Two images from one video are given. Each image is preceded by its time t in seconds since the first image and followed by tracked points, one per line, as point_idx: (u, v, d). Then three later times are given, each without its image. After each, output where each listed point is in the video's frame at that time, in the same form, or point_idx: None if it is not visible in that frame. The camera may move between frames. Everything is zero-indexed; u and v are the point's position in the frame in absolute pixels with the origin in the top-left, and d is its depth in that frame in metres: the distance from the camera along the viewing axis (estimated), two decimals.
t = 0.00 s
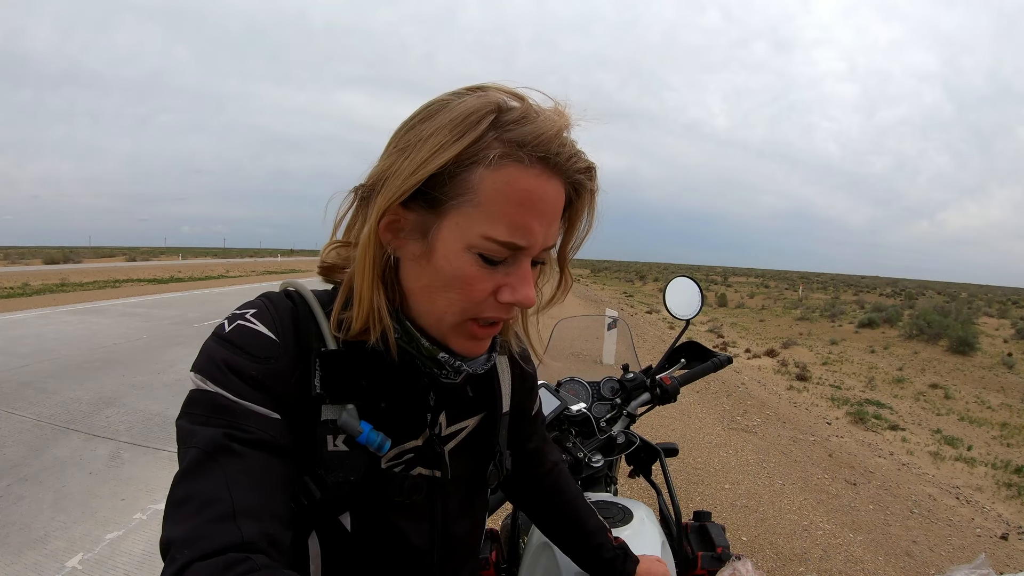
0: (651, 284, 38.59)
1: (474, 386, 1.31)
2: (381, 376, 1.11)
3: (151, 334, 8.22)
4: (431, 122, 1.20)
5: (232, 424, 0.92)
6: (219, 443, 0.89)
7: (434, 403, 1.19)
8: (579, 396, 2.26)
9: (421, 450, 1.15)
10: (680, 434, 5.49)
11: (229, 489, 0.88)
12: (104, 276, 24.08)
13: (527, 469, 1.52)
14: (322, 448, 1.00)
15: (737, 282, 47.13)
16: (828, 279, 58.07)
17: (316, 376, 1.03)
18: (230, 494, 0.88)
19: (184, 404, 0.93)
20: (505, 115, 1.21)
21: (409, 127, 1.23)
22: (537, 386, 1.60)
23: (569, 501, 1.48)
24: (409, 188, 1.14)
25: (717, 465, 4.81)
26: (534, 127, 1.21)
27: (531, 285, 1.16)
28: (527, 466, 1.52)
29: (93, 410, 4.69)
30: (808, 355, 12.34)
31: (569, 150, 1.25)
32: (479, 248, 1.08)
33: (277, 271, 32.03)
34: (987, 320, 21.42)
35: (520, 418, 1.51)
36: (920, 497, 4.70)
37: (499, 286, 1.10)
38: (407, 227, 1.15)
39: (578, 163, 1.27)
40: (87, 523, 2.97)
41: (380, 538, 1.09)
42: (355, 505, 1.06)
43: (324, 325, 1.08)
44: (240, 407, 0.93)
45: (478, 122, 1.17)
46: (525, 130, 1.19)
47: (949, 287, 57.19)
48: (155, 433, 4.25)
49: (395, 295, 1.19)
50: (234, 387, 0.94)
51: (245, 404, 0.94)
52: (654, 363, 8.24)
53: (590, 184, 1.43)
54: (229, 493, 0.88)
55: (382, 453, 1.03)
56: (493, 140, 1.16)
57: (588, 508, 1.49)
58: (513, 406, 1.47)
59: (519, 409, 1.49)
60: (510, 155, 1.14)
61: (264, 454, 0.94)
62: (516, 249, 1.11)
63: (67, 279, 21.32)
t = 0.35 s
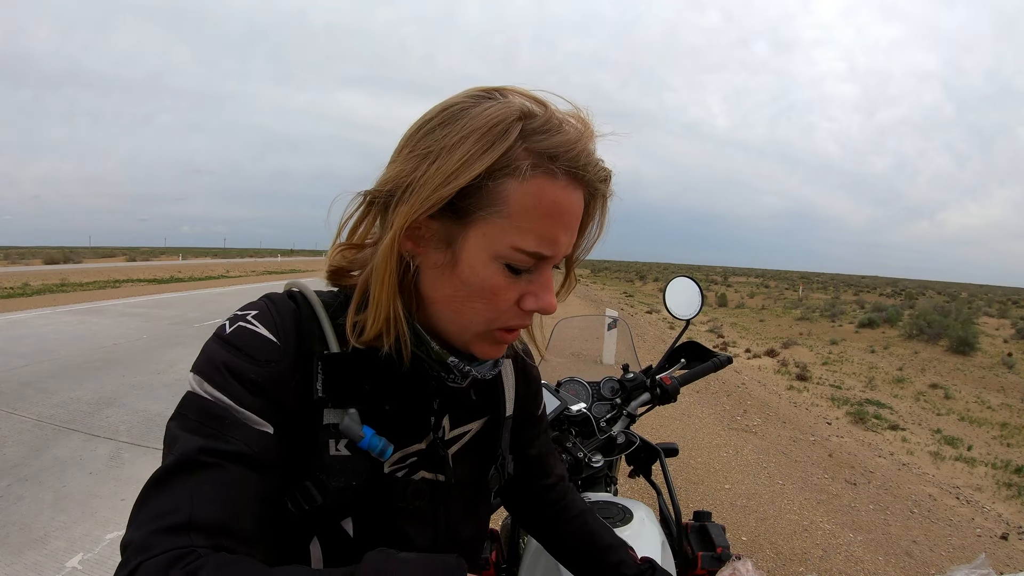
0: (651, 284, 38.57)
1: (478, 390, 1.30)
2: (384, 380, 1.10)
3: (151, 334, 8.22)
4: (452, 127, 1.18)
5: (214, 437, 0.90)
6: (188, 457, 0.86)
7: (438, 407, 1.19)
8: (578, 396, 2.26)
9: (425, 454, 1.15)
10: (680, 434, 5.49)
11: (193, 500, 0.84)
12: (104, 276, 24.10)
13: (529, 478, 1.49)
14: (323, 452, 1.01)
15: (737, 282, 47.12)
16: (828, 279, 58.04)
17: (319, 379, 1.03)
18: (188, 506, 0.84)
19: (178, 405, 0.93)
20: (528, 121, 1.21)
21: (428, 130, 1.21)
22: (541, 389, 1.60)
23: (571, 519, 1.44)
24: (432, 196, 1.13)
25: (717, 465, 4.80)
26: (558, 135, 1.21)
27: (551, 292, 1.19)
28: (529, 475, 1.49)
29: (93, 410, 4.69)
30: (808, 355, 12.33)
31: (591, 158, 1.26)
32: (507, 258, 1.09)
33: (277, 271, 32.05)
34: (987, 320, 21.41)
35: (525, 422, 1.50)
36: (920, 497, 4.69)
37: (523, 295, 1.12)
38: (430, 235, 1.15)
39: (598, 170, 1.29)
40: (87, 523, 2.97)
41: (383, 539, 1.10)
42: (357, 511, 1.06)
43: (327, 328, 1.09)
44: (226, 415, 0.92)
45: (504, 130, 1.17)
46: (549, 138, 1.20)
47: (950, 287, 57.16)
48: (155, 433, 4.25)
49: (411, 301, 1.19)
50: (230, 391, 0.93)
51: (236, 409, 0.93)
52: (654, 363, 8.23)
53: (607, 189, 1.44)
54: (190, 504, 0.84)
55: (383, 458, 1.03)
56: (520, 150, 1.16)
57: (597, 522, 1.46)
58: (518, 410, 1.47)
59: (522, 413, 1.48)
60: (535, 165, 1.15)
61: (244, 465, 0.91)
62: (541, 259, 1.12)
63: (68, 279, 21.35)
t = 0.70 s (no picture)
0: (651, 285, 38.57)
1: (481, 393, 1.30)
2: (382, 379, 1.10)
3: (151, 334, 8.22)
4: (467, 127, 1.18)
5: (193, 449, 0.90)
6: (165, 473, 0.87)
7: (439, 408, 1.19)
8: (579, 396, 2.26)
9: (423, 456, 1.15)
10: (680, 434, 5.48)
11: (165, 517, 0.86)
12: (104, 276, 24.12)
13: (528, 492, 1.48)
14: (315, 450, 1.00)
15: (737, 282, 47.17)
16: (828, 279, 58.02)
17: (311, 376, 1.02)
18: (159, 522, 0.85)
19: (171, 406, 0.95)
20: (543, 123, 1.21)
21: (442, 129, 1.21)
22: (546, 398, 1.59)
23: (567, 536, 1.46)
24: (444, 195, 1.13)
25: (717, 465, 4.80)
26: (572, 137, 1.22)
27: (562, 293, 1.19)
28: (529, 488, 1.49)
29: (94, 410, 4.70)
30: (808, 355, 12.33)
31: (604, 161, 1.27)
32: (520, 259, 1.10)
33: (276, 271, 32.05)
34: (987, 320, 21.39)
35: (528, 432, 1.49)
36: (919, 497, 4.69)
37: (534, 296, 1.12)
38: (441, 235, 1.15)
39: (610, 174, 1.29)
40: (87, 523, 2.97)
41: (376, 542, 1.08)
42: (348, 511, 1.06)
43: (323, 323, 1.08)
44: (208, 422, 0.92)
45: (518, 131, 1.17)
46: (564, 140, 1.20)
47: (950, 287, 57.14)
48: (155, 433, 4.25)
49: (419, 301, 1.19)
50: (219, 390, 0.93)
51: (221, 410, 0.93)
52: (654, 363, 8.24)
53: (617, 192, 1.44)
54: (161, 523, 0.86)
55: (375, 459, 1.03)
56: (536, 152, 1.16)
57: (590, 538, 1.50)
58: (521, 419, 1.45)
59: (528, 420, 1.47)
60: (550, 166, 1.15)
61: (220, 477, 0.91)
62: (553, 261, 1.13)
63: (68, 280, 21.38)
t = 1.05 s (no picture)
0: (651, 285, 38.57)
1: (472, 392, 1.31)
2: (371, 382, 1.09)
3: (151, 334, 8.23)
4: (453, 123, 1.18)
5: (195, 476, 0.92)
6: (174, 503, 0.91)
7: (431, 409, 1.19)
8: (579, 396, 2.26)
9: (418, 457, 1.15)
10: (680, 434, 5.49)
11: (179, 548, 0.90)
12: (104, 276, 24.15)
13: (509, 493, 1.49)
14: (309, 458, 0.99)
15: (737, 282, 47.18)
16: (828, 279, 58.03)
17: (300, 383, 1.01)
18: (175, 554, 0.90)
19: (171, 435, 0.97)
20: (530, 118, 1.21)
21: (427, 125, 1.21)
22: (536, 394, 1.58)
23: (541, 533, 1.49)
24: (431, 192, 1.13)
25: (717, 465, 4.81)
26: (559, 132, 1.22)
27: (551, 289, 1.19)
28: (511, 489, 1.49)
29: (93, 410, 4.70)
30: (808, 355, 12.33)
31: (592, 156, 1.27)
32: (508, 256, 1.10)
33: (277, 271, 32.05)
34: (987, 320, 21.40)
35: (518, 428, 1.49)
36: (919, 497, 4.69)
37: (522, 293, 1.12)
38: (428, 232, 1.14)
39: (599, 168, 1.29)
40: (87, 523, 2.97)
41: (375, 548, 1.08)
42: (345, 517, 1.05)
43: (309, 329, 1.07)
44: (202, 446, 0.93)
45: (505, 126, 1.17)
46: (551, 136, 1.20)
47: (950, 287, 57.15)
48: (155, 433, 4.25)
49: (406, 301, 1.19)
50: (208, 411, 0.93)
51: (212, 432, 0.93)
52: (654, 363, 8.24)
53: (606, 187, 1.43)
54: (177, 554, 0.90)
55: (368, 463, 1.04)
56: (523, 147, 1.16)
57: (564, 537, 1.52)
58: (511, 416, 1.46)
59: (515, 419, 1.47)
60: (538, 161, 1.15)
61: (222, 501, 0.93)
62: (541, 257, 1.13)
63: (68, 280, 21.41)
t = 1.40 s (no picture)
0: (651, 284, 38.56)
1: (467, 388, 1.31)
2: (369, 380, 1.09)
3: (151, 334, 8.23)
4: (446, 124, 1.18)
5: (194, 480, 0.92)
6: (173, 507, 0.91)
7: (427, 405, 1.19)
8: (579, 396, 2.27)
9: (415, 454, 1.16)
10: (680, 434, 5.49)
11: (179, 550, 0.90)
12: (104, 276, 24.16)
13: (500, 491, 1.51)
14: (307, 458, 0.99)
15: (737, 282, 47.19)
16: (828, 279, 58.03)
17: (298, 384, 1.01)
18: (175, 557, 0.90)
19: (169, 438, 0.97)
20: (521, 118, 1.21)
21: (422, 126, 1.20)
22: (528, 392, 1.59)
23: (525, 529, 1.50)
24: (426, 193, 1.13)
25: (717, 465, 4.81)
26: (551, 132, 1.22)
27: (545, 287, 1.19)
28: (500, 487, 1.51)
29: (93, 410, 4.69)
30: (808, 355, 12.33)
31: (582, 154, 1.28)
32: (504, 255, 1.10)
33: (277, 271, 32.06)
34: (987, 320, 21.42)
35: (510, 425, 1.50)
36: (919, 497, 4.69)
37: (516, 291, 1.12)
38: (423, 232, 1.14)
39: (590, 167, 1.29)
40: (87, 524, 2.97)
41: (375, 546, 1.08)
42: (346, 516, 1.05)
43: (305, 329, 1.07)
44: (202, 449, 0.93)
45: (497, 126, 1.17)
46: (543, 135, 1.20)
47: (950, 286, 57.20)
48: (155, 433, 4.25)
49: (402, 301, 1.20)
50: (206, 414, 0.93)
51: (210, 435, 0.93)
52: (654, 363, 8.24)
53: (596, 185, 1.44)
54: (176, 557, 0.90)
55: (368, 461, 1.04)
56: (515, 147, 1.16)
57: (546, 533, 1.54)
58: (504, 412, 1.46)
59: (508, 417, 1.48)
60: (529, 161, 1.16)
61: (221, 504, 0.93)
62: (536, 256, 1.13)
63: (68, 279, 21.44)
